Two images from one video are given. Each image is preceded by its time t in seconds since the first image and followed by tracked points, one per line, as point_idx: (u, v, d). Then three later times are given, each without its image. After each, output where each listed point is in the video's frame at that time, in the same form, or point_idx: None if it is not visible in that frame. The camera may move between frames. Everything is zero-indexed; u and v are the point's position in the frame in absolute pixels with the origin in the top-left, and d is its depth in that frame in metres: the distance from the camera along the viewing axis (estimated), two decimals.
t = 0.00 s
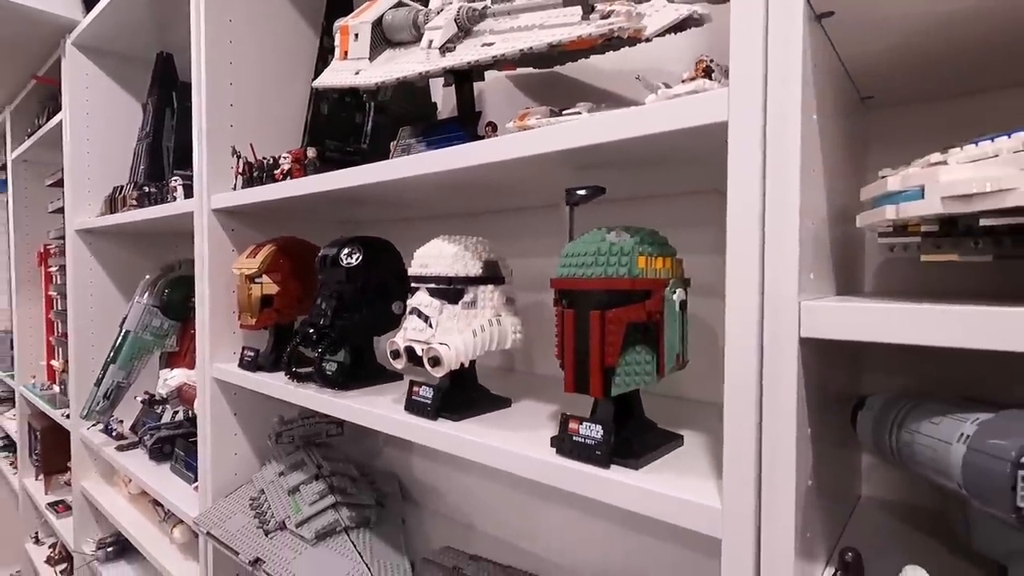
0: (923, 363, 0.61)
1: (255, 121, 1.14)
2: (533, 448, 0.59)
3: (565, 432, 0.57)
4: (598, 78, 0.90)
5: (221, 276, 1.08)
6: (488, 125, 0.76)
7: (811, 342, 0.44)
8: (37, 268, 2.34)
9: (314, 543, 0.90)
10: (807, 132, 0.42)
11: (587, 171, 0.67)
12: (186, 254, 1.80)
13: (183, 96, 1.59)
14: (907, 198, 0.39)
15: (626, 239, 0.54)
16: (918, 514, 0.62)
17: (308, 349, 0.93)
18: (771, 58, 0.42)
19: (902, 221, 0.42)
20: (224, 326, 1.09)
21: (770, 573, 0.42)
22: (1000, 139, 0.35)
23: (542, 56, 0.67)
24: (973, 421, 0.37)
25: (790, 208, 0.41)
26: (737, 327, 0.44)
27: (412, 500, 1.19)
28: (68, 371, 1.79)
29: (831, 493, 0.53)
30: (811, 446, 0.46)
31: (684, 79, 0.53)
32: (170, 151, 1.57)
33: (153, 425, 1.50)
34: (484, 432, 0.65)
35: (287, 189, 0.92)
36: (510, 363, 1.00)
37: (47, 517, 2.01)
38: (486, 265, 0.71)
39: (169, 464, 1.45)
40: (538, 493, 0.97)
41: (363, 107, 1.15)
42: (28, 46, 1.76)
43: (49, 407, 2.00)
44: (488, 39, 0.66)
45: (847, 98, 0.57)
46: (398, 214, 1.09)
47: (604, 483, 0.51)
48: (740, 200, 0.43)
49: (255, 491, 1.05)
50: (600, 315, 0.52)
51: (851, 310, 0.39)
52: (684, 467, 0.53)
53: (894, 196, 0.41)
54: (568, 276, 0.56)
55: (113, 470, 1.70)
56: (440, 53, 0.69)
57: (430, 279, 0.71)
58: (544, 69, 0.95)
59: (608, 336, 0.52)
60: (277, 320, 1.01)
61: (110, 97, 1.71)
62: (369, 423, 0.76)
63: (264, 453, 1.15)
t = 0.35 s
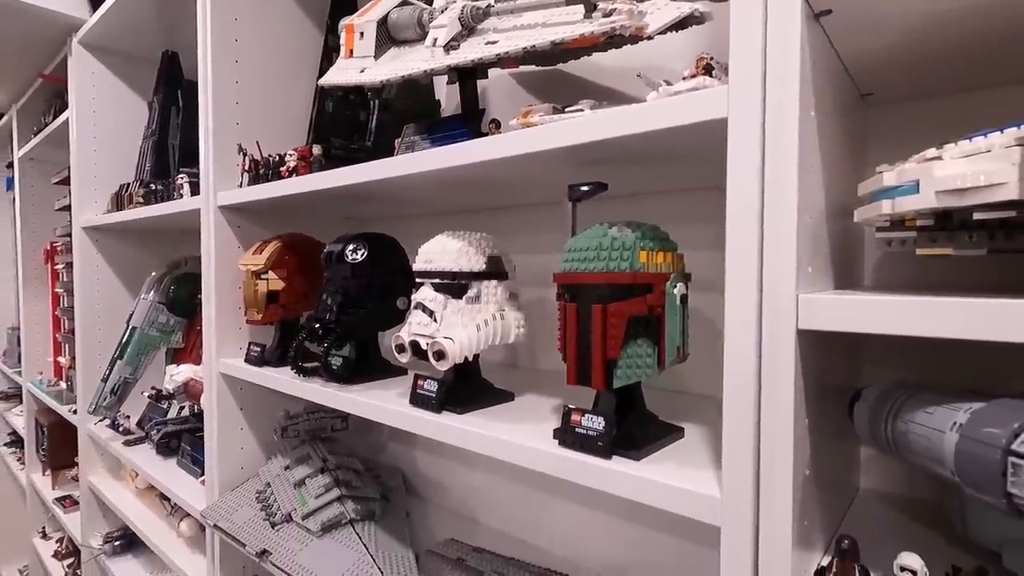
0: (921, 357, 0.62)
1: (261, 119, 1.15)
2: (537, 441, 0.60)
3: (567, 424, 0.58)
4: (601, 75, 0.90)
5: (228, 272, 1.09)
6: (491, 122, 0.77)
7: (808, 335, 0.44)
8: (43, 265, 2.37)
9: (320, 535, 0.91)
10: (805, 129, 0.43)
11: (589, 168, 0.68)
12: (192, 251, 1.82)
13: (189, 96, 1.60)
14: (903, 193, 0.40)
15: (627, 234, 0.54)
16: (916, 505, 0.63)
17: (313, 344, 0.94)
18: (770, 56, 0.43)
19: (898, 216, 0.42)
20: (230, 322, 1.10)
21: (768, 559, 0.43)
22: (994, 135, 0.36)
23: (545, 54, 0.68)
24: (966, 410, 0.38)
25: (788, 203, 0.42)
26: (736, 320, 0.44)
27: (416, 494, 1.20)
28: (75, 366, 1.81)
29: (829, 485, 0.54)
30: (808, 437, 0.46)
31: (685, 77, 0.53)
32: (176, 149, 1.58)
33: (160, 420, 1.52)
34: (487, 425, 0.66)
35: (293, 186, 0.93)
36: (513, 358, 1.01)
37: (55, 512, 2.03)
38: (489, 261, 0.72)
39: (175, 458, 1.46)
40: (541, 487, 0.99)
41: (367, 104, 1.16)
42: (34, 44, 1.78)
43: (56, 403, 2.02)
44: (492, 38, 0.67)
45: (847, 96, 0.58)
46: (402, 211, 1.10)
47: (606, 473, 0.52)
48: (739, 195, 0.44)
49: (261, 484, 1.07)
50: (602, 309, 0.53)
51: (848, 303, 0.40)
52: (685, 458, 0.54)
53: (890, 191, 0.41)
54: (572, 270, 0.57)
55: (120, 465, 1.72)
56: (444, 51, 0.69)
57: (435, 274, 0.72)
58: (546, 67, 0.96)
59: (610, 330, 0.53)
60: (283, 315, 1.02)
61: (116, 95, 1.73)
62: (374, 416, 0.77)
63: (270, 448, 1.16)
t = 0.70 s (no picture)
0: (916, 357, 0.62)
1: (262, 122, 1.16)
2: (537, 440, 0.61)
3: (568, 423, 0.58)
4: (600, 79, 0.91)
5: (228, 273, 1.10)
6: (491, 125, 0.78)
7: (805, 335, 0.45)
8: (41, 267, 2.37)
9: (321, 535, 0.92)
10: (801, 133, 0.44)
11: (589, 170, 0.68)
12: (191, 253, 1.82)
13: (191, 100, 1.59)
14: (898, 195, 0.41)
15: (627, 236, 0.55)
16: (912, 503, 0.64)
17: (314, 345, 0.95)
18: (766, 62, 0.44)
19: (894, 218, 0.43)
20: (231, 323, 1.11)
21: (767, 556, 0.44)
22: (985, 139, 0.37)
23: (546, 59, 0.69)
24: (958, 408, 0.39)
25: (785, 205, 0.43)
26: (735, 320, 0.45)
27: (416, 495, 1.21)
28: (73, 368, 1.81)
29: (826, 484, 0.55)
30: (806, 436, 0.47)
31: (684, 81, 0.54)
32: (176, 151, 1.59)
33: (159, 422, 1.52)
34: (488, 425, 0.67)
35: (294, 188, 0.94)
36: (513, 359, 1.02)
37: (52, 514, 2.03)
38: (490, 262, 0.73)
39: (174, 460, 1.46)
40: (540, 487, 0.99)
41: (368, 107, 1.16)
42: (34, 47, 1.78)
43: (55, 405, 2.02)
44: (493, 42, 0.67)
45: (843, 100, 0.59)
46: (403, 213, 1.11)
47: (606, 472, 0.53)
48: (737, 197, 0.45)
49: (262, 485, 1.07)
50: (602, 310, 0.54)
51: (845, 304, 0.41)
52: (684, 457, 0.55)
53: (884, 193, 0.42)
54: (572, 271, 0.57)
55: (119, 467, 1.72)
56: (446, 55, 0.70)
57: (436, 275, 0.73)
58: (546, 70, 0.97)
59: (610, 330, 0.54)
60: (284, 317, 1.03)
61: (115, 97, 1.73)
62: (375, 417, 0.77)
63: (270, 449, 1.17)
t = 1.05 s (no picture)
0: (914, 352, 0.63)
1: (258, 117, 1.15)
2: (535, 436, 0.60)
3: (565, 419, 0.58)
4: (597, 75, 0.91)
5: (224, 270, 1.10)
6: (488, 120, 0.77)
7: (802, 329, 0.45)
8: (36, 265, 2.35)
9: (317, 532, 0.91)
10: (799, 126, 0.44)
11: (588, 164, 0.68)
12: (187, 250, 1.81)
13: (184, 93, 1.61)
14: (895, 189, 0.41)
15: (624, 231, 0.55)
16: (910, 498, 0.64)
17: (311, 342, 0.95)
18: (763, 55, 0.44)
19: (891, 212, 0.43)
20: (227, 320, 1.10)
21: (764, 550, 0.44)
22: (983, 132, 0.37)
23: (543, 53, 0.69)
24: (956, 401, 0.39)
25: (782, 199, 0.43)
26: (732, 314, 0.45)
27: (413, 492, 1.20)
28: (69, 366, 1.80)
29: (824, 479, 0.55)
30: (803, 430, 0.47)
31: (682, 75, 0.54)
32: (171, 148, 1.58)
33: (155, 419, 1.51)
34: (485, 421, 0.67)
35: (291, 183, 0.93)
36: (510, 355, 1.02)
37: (48, 513, 2.03)
38: (487, 258, 0.73)
39: (171, 458, 1.46)
40: (538, 483, 0.99)
41: (364, 103, 1.16)
42: (28, 43, 1.77)
43: (50, 403, 2.01)
44: (490, 36, 0.67)
45: (840, 95, 0.59)
46: (400, 209, 1.10)
47: (603, 467, 0.53)
48: (735, 191, 0.45)
49: (258, 482, 1.06)
50: (599, 305, 0.54)
51: (842, 297, 0.41)
52: (681, 452, 0.55)
53: (882, 187, 0.42)
54: (570, 266, 0.57)
55: (115, 465, 1.71)
56: (442, 50, 0.70)
57: (432, 271, 0.73)
58: (543, 66, 0.96)
59: (607, 325, 0.54)
60: (281, 314, 1.02)
61: (110, 94, 1.72)
62: (372, 413, 0.77)
63: (266, 446, 1.16)
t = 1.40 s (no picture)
0: (914, 350, 0.62)
1: (258, 115, 1.15)
2: (534, 433, 0.60)
3: (565, 416, 0.58)
4: (597, 72, 0.91)
5: (224, 267, 1.10)
6: (488, 118, 0.77)
7: (802, 325, 0.45)
8: (36, 263, 2.35)
9: (317, 530, 0.91)
10: (799, 122, 0.44)
11: (587, 162, 0.68)
12: (187, 249, 1.82)
13: (184, 91, 1.61)
14: (895, 184, 0.41)
15: (624, 227, 0.55)
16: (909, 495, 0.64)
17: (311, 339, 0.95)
18: (762, 52, 0.43)
19: (891, 208, 0.43)
20: (227, 318, 1.10)
21: (763, 546, 0.44)
22: (983, 127, 0.37)
23: (543, 50, 0.69)
24: (955, 398, 0.39)
25: (782, 196, 0.43)
26: (731, 311, 0.45)
27: (413, 490, 1.20)
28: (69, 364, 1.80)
29: (824, 477, 0.55)
30: (802, 427, 0.47)
31: (682, 71, 0.54)
32: (171, 146, 1.58)
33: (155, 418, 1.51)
34: (485, 418, 0.67)
35: (291, 181, 0.93)
36: (509, 353, 1.02)
37: (48, 511, 2.03)
38: (486, 255, 0.73)
39: (171, 456, 1.46)
40: (537, 481, 0.99)
41: (364, 101, 1.16)
42: (29, 41, 1.77)
43: (50, 401, 2.01)
44: (490, 33, 0.67)
45: (840, 91, 0.59)
46: (400, 207, 1.10)
47: (603, 464, 0.53)
48: (735, 187, 0.45)
49: (258, 480, 1.07)
50: (599, 301, 0.54)
51: (842, 294, 0.41)
52: (680, 449, 0.55)
53: (882, 183, 0.42)
54: (570, 263, 0.57)
55: (116, 463, 1.71)
56: (442, 46, 0.70)
57: (432, 268, 0.72)
58: (543, 63, 0.96)
59: (606, 322, 0.54)
60: (281, 312, 1.02)
61: (110, 92, 1.72)
62: (372, 411, 0.77)
63: (266, 444, 1.16)
